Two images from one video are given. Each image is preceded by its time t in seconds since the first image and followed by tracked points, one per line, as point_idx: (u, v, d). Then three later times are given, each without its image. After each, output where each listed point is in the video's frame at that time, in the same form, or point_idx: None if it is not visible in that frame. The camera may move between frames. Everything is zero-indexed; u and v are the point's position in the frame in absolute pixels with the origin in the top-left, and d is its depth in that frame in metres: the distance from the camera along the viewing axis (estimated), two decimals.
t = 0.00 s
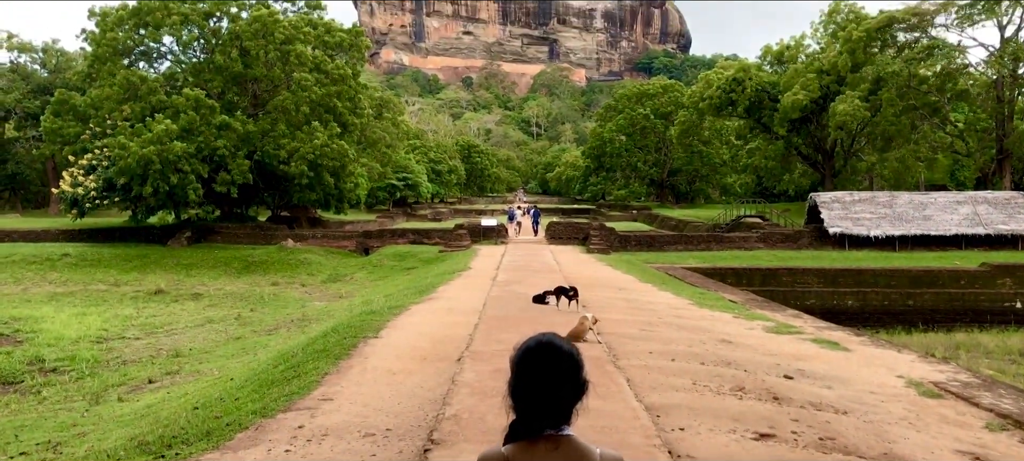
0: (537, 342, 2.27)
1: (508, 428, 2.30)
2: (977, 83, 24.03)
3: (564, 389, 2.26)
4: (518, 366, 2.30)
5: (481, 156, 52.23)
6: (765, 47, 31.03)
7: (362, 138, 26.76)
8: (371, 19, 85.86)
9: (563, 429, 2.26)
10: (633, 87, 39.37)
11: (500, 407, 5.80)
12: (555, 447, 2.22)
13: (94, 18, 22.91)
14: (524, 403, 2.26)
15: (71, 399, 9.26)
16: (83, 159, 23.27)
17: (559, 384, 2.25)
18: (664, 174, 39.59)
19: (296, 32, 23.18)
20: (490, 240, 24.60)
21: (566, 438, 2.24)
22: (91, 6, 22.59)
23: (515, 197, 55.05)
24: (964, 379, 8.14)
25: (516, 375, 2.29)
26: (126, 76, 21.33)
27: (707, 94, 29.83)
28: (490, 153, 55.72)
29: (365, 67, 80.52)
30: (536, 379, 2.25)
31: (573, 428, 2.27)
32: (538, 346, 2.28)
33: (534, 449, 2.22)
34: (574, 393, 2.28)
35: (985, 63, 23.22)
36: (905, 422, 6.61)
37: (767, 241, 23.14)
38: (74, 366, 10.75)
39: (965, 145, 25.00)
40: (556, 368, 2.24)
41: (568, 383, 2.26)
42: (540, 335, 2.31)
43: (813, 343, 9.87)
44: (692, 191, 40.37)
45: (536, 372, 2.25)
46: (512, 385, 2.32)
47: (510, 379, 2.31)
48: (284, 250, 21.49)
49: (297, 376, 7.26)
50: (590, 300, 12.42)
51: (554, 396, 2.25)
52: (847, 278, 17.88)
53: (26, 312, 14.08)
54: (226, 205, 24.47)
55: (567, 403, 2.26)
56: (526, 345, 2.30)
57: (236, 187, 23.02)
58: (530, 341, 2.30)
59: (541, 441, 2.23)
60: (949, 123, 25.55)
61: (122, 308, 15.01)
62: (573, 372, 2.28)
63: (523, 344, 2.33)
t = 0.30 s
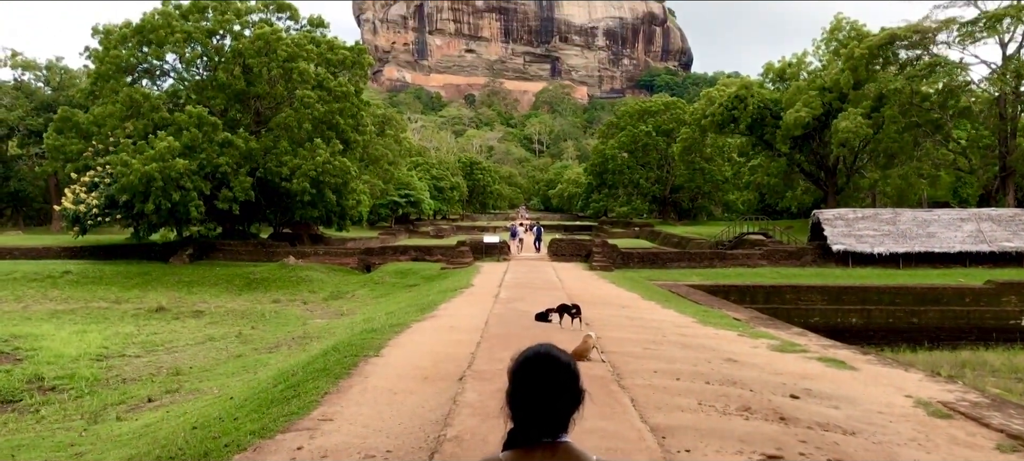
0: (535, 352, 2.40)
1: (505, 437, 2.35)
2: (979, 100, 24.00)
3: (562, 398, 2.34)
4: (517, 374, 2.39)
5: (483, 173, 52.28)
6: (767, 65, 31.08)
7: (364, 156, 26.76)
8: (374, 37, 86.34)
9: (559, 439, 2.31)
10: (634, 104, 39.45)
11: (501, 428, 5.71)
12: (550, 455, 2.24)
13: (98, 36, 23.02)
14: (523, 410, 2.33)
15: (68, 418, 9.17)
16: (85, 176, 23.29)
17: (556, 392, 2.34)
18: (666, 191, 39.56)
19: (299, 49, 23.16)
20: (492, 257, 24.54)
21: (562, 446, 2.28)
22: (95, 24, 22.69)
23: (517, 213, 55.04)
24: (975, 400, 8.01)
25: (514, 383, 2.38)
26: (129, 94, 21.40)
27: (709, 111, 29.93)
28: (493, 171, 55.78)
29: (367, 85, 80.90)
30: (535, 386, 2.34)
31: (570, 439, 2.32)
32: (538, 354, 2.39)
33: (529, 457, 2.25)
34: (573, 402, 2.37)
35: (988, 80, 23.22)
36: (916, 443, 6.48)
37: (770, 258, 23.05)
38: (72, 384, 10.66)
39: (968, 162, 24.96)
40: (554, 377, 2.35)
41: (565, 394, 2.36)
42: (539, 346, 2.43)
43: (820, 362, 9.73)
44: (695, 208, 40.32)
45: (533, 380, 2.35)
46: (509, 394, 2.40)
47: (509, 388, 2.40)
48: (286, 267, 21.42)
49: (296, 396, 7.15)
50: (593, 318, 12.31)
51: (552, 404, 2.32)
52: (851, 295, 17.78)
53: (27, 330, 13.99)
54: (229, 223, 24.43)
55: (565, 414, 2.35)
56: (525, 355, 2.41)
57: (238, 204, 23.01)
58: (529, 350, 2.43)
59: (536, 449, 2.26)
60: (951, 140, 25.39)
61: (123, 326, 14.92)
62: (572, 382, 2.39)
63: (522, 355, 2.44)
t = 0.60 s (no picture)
0: (536, 360, 2.56)
1: (507, 443, 2.51)
2: (982, 117, 23.98)
3: (561, 405, 2.50)
4: (518, 382, 2.55)
5: (485, 190, 52.23)
6: (769, 82, 31.15)
7: (366, 172, 26.76)
8: (376, 55, 86.78)
9: (558, 445, 2.47)
10: (636, 121, 39.48)
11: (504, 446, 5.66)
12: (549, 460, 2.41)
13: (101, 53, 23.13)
14: (525, 416, 2.49)
15: (67, 436, 9.09)
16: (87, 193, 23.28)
17: (556, 399, 2.50)
18: (669, 208, 39.46)
19: (301, 67, 23.31)
20: (495, 274, 24.47)
21: (561, 451, 2.45)
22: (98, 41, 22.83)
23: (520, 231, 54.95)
24: (984, 418, 7.91)
25: (516, 391, 2.54)
26: (131, 110, 21.45)
27: (711, 128, 29.92)
28: (495, 188, 55.78)
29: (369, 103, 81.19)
30: (536, 394, 2.50)
31: (570, 445, 2.47)
32: (539, 362, 2.55)
33: None
34: (572, 408, 2.53)
35: (990, 97, 23.21)
36: None
37: (774, 275, 22.93)
38: (72, 402, 10.58)
39: (972, 179, 24.90)
40: (553, 385, 2.50)
41: (565, 401, 2.51)
42: (539, 355, 2.60)
43: (826, 381, 9.64)
44: (698, 225, 40.20)
45: (533, 389, 2.51)
46: (512, 402, 2.55)
47: (511, 396, 2.55)
48: (287, 284, 21.34)
49: (296, 415, 7.08)
50: (596, 335, 12.25)
51: (552, 411, 2.48)
52: (855, 313, 17.68)
53: (27, 348, 13.91)
54: (230, 240, 24.41)
55: (565, 420, 2.50)
56: (527, 363, 2.58)
57: (240, 221, 22.97)
58: (530, 359, 2.59)
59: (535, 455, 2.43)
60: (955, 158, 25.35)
61: (123, 344, 14.83)
62: (571, 388, 2.54)
63: (524, 364, 2.60)
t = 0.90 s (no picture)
0: (539, 383, 2.52)
1: None
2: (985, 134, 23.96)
3: (563, 427, 2.46)
4: (519, 404, 2.51)
5: (487, 207, 52.21)
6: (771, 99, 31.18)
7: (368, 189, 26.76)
8: (379, 73, 87.22)
9: None
10: (638, 138, 39.49)
11: None
12: None
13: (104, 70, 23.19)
14: (526, 440, 2.45)
15: (64, 455, 8.99)
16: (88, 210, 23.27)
17: (558, 421, 2.46)
18: (672, 225, 39.36)
19: (304, 84, 23.42)
20: (497, 291, 24.37)
21: None
22: (101, 58, 22.91)
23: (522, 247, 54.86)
24: (993, 438, 7.78)
25: (517, 415, 2.50)
26: (133, 127, 21.48)
27: (714, 145, 29.91)
28: (497, 205, 55.76)
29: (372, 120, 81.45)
30: (537, 417, 2.45)
31: None
32: (540, 385, 2.51)
33: None
34: (574, 430, 2.48)
35: (993, 114, 23.16)
36: None
37: (777, 292, 22.81)
38: (70, 421, 10.47)
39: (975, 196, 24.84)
40: (555, 407, 2.46)
41: (567, 423, 2.47)
42: (541, 378, 2.55)
43: (832, 400, 9.51)
44: (700, 242, 40.09)
45: (535, 411, 2.46)
46: (513, 425, 2.51)
47: (512, 419, 2.51)
48: (288, 301, 21.24)
49: (295, 434, 6.98)
50: (599, 354, 12.14)
51: (554, 433, 2.45)
52: (860, 330, 17.54)
53: (26, 365, 13.83)
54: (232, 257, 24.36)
55: (566, 443, 2.45)
56: (528, 386, 2.53)
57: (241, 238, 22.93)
58: (532, 383, 2.55)
59: None
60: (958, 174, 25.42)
61: (123, 361, 14.74)
62: (572, 410, 2.50)
63: (525, 386, 2.56)
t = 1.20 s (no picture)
0: (544, 404, 2.47)
1: None
2: (989, 150, 23.89)
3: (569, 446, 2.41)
4: (524, 424, 2.46)
5: (491, 223, 52.18)
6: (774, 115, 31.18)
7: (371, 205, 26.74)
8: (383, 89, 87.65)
9: None
10: (641, 155, 39.48)
11: None
12: None
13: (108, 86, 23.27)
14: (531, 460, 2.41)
15: None
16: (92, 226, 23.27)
17: (564, 439, 2.41)
18: (675, 241, 39.25)
19: (307, 100, 23.48)
20: (500, 307, 24.24)
21: None
22: (106, 74, 23.00)
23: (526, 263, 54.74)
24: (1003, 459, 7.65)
25: (522, 434, 2.45)
26: (137, 143, 21.53)
27: (717, 161, 29.89)
28: (500, 221, 55.73)
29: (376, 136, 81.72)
30: (543, 437, 2.40)
31: None
32: (546, 405, 2.46)
33: None
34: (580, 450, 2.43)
35: (997, 130, 23.10)
36: None
37: (782, 309, 22.67)
38: (69, 439, 10.39)
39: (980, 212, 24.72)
40: (561, 426, 2.41)
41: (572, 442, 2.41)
42: (548, 398, 2.51)
43: (839, 419, 9.39)
44: (704, 258, 39.93)
45: (541, 430, 2.42)
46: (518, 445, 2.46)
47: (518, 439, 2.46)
48: (290, 318, 21.15)
49: (294, 454, 6.89)
50: (603, 371, 12.04)
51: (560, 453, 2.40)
52: (865, 348, 17.37)
53: (26, 382, 13.75)
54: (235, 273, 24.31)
55: None
56: (534, 406, 2.48)
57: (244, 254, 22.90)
58: (538, 402, 2.49)
59: None
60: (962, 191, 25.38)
61: (124, 378, 14.66)
62: (578, 429, 2.45)
63: (531, 405, 2.51)
